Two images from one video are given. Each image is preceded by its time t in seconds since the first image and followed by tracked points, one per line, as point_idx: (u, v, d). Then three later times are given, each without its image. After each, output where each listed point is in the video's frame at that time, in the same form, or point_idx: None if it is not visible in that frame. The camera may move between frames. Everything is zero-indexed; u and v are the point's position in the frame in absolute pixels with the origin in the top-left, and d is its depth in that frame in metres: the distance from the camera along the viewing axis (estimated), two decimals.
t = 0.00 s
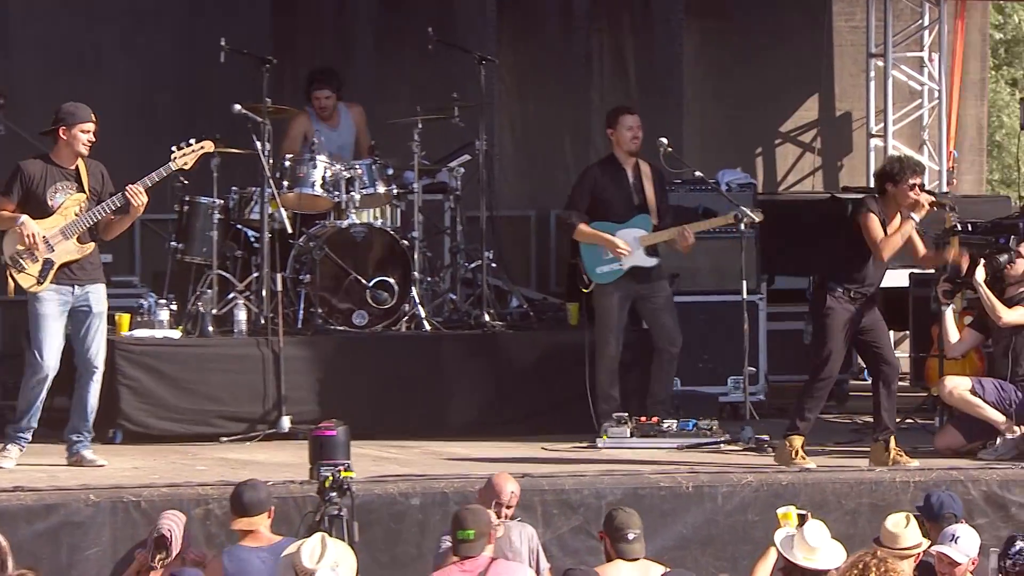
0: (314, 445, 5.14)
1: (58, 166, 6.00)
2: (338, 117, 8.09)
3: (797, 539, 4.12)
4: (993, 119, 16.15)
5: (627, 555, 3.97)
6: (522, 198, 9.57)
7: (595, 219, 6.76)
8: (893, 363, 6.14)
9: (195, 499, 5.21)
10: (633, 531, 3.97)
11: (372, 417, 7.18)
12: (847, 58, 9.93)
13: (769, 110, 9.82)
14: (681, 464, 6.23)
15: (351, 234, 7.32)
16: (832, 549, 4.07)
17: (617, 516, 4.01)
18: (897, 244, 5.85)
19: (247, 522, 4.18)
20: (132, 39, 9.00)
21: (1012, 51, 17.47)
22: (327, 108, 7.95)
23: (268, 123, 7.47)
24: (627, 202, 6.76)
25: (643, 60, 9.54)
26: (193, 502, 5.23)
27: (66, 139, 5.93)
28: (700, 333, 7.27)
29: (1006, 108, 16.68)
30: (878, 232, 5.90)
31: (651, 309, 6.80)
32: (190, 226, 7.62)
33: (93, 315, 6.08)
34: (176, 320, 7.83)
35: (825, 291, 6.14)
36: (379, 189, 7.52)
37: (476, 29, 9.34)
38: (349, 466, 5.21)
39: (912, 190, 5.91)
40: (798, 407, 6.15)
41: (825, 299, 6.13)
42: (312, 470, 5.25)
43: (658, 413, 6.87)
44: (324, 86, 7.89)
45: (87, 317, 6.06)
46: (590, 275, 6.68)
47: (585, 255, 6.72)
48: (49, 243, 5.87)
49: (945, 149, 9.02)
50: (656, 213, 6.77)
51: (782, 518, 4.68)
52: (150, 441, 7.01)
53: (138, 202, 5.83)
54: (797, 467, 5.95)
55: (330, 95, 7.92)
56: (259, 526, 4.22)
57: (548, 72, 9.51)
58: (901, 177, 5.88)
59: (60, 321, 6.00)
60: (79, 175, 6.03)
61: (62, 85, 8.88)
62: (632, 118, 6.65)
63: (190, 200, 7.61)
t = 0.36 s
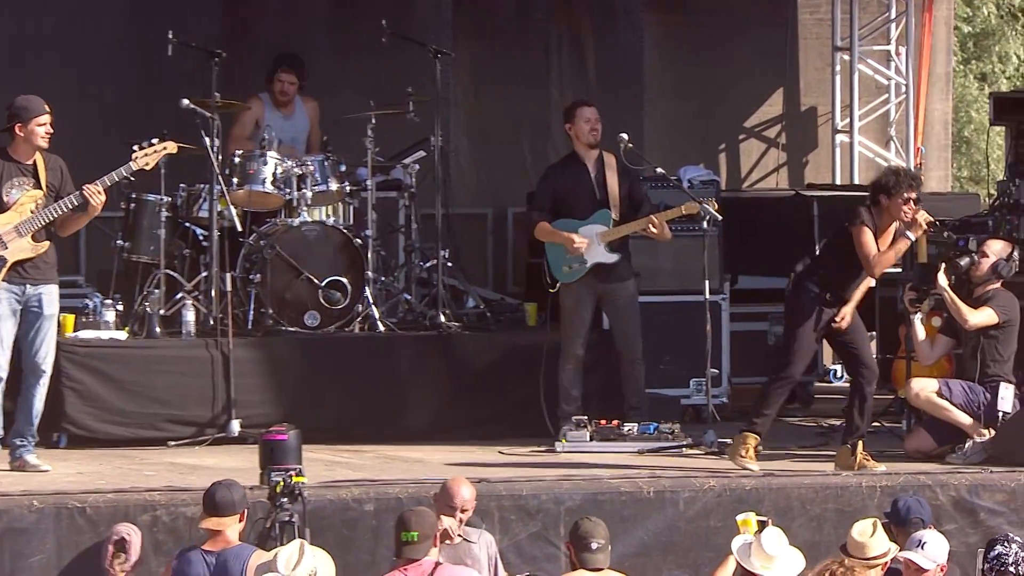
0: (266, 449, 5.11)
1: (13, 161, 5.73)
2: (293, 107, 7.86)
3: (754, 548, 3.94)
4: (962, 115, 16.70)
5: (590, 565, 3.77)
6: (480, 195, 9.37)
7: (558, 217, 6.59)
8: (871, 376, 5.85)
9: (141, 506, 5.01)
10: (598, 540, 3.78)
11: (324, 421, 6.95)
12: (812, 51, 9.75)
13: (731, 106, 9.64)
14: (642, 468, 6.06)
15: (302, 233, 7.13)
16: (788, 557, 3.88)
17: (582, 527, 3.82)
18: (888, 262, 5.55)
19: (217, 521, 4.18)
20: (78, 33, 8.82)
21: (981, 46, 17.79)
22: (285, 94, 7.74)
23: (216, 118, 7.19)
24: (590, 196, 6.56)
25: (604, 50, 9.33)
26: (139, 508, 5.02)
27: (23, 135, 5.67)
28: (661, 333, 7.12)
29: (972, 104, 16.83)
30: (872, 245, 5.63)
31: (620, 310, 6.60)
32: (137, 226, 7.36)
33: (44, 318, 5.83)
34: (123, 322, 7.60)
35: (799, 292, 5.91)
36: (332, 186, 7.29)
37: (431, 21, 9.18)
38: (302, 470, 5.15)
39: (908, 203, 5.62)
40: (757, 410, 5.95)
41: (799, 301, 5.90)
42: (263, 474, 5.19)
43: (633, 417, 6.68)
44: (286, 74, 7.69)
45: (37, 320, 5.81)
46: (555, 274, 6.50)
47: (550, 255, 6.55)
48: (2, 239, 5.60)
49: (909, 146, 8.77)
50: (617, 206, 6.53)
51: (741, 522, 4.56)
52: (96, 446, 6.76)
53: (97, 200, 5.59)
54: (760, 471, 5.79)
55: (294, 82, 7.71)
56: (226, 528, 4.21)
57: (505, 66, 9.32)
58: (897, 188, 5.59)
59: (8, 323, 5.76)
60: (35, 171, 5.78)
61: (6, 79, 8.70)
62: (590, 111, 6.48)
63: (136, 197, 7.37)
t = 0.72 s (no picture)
0: (228, 452, 4.92)
1: None
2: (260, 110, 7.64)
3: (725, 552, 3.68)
4: (942, 110, 16.77)
5: (561, 573, 3.45)
6: (448, 193, 9.19)
7: (531, 216, 6.39)
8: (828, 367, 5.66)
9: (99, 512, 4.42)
10: (569, 547, 3.44)
11: (287, 424, 6.75)
12: (789, 45, 9.40)
13: (706, 98, 9.35)
14: (615, 474, 5.88)
15: (265, 231, 6.90)
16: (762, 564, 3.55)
17: (555, 532, 3.48)
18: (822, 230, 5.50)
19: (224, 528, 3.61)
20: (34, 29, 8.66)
21: (962, 38, 17.79)
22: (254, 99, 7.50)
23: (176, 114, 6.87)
24: (561, 194, 6.35)
25: (574, 44, 9.19)
26: (97, 513, 4.44)
27: None
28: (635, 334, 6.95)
29: (955, 97, 16.96)
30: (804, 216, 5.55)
31: (596, 308, 6.39)
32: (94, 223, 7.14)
33: None
34: (81, 323, 7.39)
35: (756, 283, 5.69)
36: (296, 183, 7.08)
37: (396, 15, 9.03)
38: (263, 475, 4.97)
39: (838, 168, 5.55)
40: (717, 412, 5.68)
41: (756, 293, 5.69)
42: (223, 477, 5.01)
43: (616, 415, 6.49)
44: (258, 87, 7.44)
45: None
46: (525, 274, 6.34)
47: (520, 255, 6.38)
48: None
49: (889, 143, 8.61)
50: (590, 207, 6.34)
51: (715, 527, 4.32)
52: (55, 451, 6.55)
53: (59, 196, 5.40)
54: (737, 477, 5.62)
55: (263, 93, 7.46)
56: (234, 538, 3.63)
57: (474, 60, 9.14)
58: (825, 156, 5.53)
59: None
60: None
61: None
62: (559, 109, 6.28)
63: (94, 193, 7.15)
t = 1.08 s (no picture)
0: (207, 457, 4.88)
1: None
2: (238, 94, 7.48)
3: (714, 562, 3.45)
4: (946, 103, 16.64)
5: None
6: (434, 190, 9.02)
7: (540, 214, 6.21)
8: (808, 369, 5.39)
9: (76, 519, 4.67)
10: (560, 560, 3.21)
11: (268, 428, 6.55)
12: (786, 38, 9.35)
13: (698, 95, 9.20)
14: (607, 478, 5.72)
15: (246, 229, 6.70)
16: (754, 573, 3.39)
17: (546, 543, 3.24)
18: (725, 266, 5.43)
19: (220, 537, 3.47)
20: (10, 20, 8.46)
21: (963, 31, 17.70)
22: (224, 74, 7.37)
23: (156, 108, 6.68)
24: (572, 191, 6.17)
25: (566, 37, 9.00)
26: (74, 519, 4.67)
27: None
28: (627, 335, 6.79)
29: (956, 93, 16.83)
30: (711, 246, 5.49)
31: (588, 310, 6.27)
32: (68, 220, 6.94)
33: None
34: (56, 323, 7.19)
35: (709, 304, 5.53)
36: (278, 180, 6.88)
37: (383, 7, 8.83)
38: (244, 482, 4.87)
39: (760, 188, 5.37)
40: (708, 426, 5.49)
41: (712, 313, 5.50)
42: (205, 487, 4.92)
43: (605, 427, 6.37)
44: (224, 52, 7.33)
45: None
46: (537, 274, 6.16)
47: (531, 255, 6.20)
48: None
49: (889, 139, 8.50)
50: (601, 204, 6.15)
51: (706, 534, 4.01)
52: (29, 456, 6.35)
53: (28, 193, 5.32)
54: (732, 482, 5.46)
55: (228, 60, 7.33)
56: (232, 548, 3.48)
57: (461, 54, 8.95)
58: (745, 174, 5.37)
59: None
60: None
61: None
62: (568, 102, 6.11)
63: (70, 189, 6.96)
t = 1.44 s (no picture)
0: (197, 463, 4.60)
1: None
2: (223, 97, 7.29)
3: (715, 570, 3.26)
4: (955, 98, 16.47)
5: None
6: (429, 186, 8.86)
7: (553, 209, 6.04)
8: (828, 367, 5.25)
9: (64, 526, 4.50)
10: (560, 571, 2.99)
11: (260, 432, 6.37)
12: (794, 30, 9.13)
13: (703, 89, 9.04)
14: (609, 484, 5.55)
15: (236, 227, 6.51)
16: None
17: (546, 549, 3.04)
18: (759, 238, 5.17)
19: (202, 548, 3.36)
20: None
21: (976, 23, 17.73)
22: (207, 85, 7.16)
23: (144, 104, 6.49)
24: (590, 188, 6.03)
25: (567, 29, 8.81)
26: (59, 527, 4.51)
27: None
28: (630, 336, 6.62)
29: (968, 86, 16.95)
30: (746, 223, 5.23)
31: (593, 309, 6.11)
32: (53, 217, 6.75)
33: None
34: (41, 324, 7.01)
35: (736, 294, 5.31)
36: (269, 176, 6.70)
37: None
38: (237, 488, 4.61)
39: (783, 163, 5.20)
40: (713, 425, 5.40)
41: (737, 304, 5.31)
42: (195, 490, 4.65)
43: (607, 431, 6.19)
44: (202, 61, 7.11)
45: None
46: (550, 271, 5.98)
47: (542, 250, 6.02)
48: None
49: (900, 134, 8.36)
50: (623, 199, 6.03)
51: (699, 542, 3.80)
52: (12, 460, 6.16)
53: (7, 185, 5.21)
54: (738, 487, 5.29)
55: (208, 71, 7.14)
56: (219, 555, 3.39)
57: (455, 48, 8.78)
58: (767, 150, 5.23)
59: None
60: None
61: None
62: (592, 94, 5.95)
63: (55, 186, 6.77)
